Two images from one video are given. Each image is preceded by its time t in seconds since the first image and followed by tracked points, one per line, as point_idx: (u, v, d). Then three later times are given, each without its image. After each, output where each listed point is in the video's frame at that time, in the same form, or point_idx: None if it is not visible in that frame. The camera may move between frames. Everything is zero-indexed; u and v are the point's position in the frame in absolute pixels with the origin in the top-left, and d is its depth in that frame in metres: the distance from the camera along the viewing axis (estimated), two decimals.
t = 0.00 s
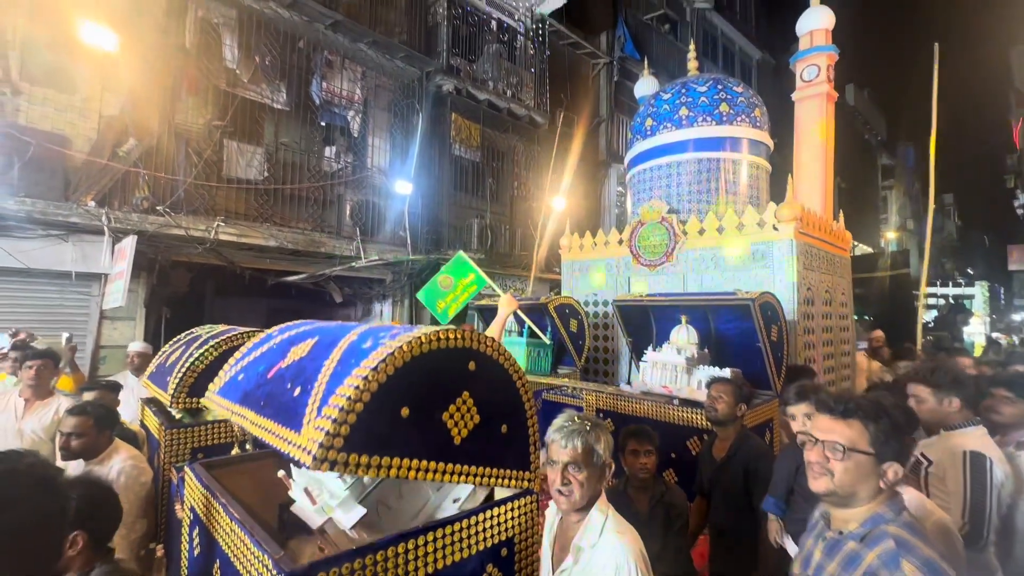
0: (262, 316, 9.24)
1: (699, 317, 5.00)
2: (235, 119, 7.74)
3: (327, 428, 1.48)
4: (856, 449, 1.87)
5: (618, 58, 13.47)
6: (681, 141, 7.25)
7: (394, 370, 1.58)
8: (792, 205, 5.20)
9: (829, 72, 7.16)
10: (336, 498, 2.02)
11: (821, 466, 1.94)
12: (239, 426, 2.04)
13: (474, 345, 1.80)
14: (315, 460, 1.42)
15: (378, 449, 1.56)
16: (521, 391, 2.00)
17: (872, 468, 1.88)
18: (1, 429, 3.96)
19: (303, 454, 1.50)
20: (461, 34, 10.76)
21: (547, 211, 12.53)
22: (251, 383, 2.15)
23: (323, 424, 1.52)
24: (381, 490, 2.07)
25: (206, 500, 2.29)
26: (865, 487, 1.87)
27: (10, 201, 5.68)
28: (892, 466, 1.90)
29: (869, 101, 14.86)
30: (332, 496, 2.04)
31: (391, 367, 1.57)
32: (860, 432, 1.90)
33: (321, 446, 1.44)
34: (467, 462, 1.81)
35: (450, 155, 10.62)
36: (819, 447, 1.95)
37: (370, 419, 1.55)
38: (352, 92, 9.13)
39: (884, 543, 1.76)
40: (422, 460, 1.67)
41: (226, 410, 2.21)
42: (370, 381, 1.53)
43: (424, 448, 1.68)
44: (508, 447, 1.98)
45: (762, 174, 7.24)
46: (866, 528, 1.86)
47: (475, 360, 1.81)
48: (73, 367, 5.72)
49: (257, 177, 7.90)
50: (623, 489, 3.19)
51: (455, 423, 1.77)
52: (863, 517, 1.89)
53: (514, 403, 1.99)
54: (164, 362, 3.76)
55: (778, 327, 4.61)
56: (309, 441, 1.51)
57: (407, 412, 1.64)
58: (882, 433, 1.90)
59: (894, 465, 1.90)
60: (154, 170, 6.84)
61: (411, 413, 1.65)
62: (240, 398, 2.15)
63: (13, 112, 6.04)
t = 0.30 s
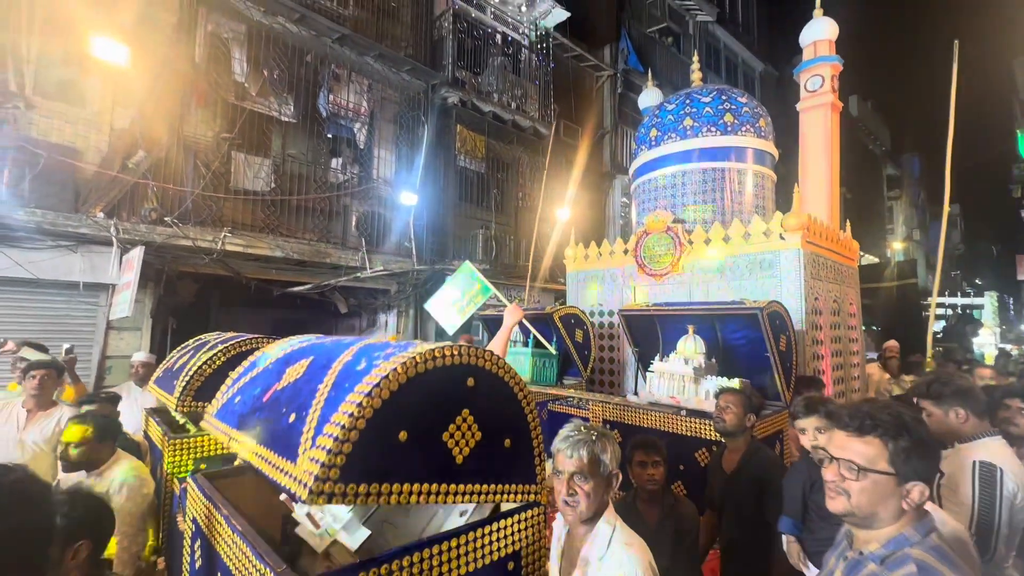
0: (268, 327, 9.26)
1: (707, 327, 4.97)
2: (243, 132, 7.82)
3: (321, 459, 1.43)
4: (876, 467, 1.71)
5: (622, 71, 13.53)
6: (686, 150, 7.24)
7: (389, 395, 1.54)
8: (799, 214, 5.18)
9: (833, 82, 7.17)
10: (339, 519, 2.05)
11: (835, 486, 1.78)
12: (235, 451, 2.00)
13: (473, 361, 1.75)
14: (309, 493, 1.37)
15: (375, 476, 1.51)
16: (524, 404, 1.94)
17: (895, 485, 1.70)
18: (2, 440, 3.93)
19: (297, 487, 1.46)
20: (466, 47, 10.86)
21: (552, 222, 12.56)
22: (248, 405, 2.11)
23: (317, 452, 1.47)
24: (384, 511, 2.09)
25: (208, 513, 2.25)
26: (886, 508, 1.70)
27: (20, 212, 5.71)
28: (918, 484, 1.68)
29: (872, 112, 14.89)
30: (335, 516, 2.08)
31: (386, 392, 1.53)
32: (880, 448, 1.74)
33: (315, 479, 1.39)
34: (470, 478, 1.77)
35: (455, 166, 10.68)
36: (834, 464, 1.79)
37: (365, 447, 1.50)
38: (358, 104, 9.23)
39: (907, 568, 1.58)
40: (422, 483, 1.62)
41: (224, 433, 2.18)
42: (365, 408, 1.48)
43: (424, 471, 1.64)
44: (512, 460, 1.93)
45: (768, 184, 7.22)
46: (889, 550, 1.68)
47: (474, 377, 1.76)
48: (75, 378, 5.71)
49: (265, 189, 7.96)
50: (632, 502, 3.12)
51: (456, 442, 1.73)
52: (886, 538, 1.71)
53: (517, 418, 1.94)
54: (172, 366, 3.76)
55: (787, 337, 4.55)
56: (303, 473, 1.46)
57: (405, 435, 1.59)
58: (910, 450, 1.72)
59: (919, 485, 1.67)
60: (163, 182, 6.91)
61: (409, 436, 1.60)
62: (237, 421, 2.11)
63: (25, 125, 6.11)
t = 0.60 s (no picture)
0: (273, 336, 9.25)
1: (715, 335, 4.92)
2: (250, 142, 7.89)
3: (322, 485, 1.40)
4: (904, 483, 1.62)
5: (625, 81, 13.55)
6: (692, 159, 7.23)
7: (390, 415, 1.51)
8: (807, 221, 5.14)
9: (839, 90, 7.16)
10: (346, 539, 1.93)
11: (858, 502, 1.69)
12: (236, 471, 1.97)
13: (475, 375, 1.73)
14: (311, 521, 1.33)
15: (378, 498, 1.48)
16: (530, 415, 1.91)
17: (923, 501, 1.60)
18: None
19: (297, 513, 1.42)
20: (471, 58, 10.95)
21: (556, 231, 12.55)
22: (248, 423, 2.09)
23: (317, 477, 1.44)
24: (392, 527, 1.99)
25: (212, 522, 2.22)
26: (914, 527, 1.60)
27: (28, 222, 5.74)
28: (950, 503, 1.58)
29: (877, 121, 14.87)
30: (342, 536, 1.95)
31: (387, 413, 1.50)
32: (907, 461, 1.65)
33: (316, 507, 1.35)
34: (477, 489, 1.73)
35: (460, 176, 10.70)
36: (859, 476, 1.71)
37: (367, 469, 1.46)
38: (364, 114, 9.32)
39: None
40: (426, 503, 1.59)
41: (225, 452, 2.15)
42: (365, 429, 1.45)
43: (429, 490, 1.61)
44: (519, 473, 1.89)
45: (774, 192, 7.19)
46: (917, 571, 1.57)
47: (477, 391, 1.73)
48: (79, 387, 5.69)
49: (271, 198, 8.01)
50: (642, 512, 3.06)
51: (461, 457, 1.69)
52: (915, 559, 1.60)
53: (524, 429, 1.91)
54: (179, 370, 3.74)
55: (798, 345, 4.49)
56: (304, 499, 1.43)
57: (407, 455, 1.55)
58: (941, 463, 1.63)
59: (952, 504, 1.57)
60: (171, 191, 6.97)
61: (411, 457, 1.57)
62: (237, 440, 2.08)
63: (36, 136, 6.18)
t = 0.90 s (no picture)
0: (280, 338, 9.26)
1: (726, 335, 4.85)
2: (258, 144, 7.92)
3: (326, 500, 1.36)
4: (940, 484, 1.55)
5: (632, 83, 13.57)
6: (701, 159, 7.17)
7: (395, 424, 1.46)
8: (819, 220, 5.07)
9: (849, 89, 7.09)
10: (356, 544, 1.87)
11: (890, 505, 1.64)
12: (241, 481, 1.94)
13: (482, 379, 1.68)
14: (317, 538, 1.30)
15: (386, 510, 1.44)
16: (540, 417, 1.86)
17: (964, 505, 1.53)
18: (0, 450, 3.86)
19: (303, 529, 1.38)
20: (477, 61, 10.96)
21: (563, 234, 12.51)
22: (252, 433, 2.06)
23: (322, 491, 1.40)
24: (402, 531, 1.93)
25: (220, 522, 2.20)
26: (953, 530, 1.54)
27: (39, 225, 5.78)
28: (991, 505, 1.50)
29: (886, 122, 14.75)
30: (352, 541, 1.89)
31: (392, 422, 1.45)
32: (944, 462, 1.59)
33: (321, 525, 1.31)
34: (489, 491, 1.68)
35: (467, 178, 10.67)
36: (892, 478, 1.66)
37: (373, 482, 1.42)
38: (371, 117, 9.35)
39: None
40: (435, 512, 1.55)
41: (229, 462, 2.12)
42: (368, 441, 1.40)
43: (438, 498, 1.56)
44: (530, 475, 1.85)
45: (784, 192, 7.12)
46: None
47: (484, 394, 1.68)
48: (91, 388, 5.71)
49: (279, 201, 8.03)
50: (657, 513, 3.01)
51: (470, 462, 1.65)
52: (951, 564, 1.54)
53: (535, 431, 1.86)
54: (192, 364, 3.74)
55: (811, 345, 4.42)
56: (309, 513, 1.39)
57: (415, 465, 1.51)
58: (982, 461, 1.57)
59: (991, 507, 1.49)
60: (180, 194, 6.98)
61: (418, 466, 1.52)
62: (242, 450, 2.05)
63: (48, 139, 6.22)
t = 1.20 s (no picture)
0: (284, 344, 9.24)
1: (736, 338, 4.78)
2: (263, 150, 7.96)
3: (328, 514, 1.30)
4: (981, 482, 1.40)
5: (635, 89, 13.58)
6: (707, 162, 7.13)
7: (398, 431, 1.40)
8: (829, 223, 4.99)
9: (856, 91, 7.04)
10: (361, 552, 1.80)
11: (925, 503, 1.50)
12: (241, 492, 1.88)
13: (488, 381, 1.61)
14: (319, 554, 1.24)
15: (391, 520, 1.38)
16: (548, 420, 1.80)
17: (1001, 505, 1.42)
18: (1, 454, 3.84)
19: (305, 545, 1.33)
20: (481, 67, 11.00)
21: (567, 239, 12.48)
22: (252, 441, 2.01)
23: (323, 504, 1.34)
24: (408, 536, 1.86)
25: (221, 526, 2.14)
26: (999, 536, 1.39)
27: (45, 230, 5.75)
28: None
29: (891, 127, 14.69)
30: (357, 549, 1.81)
31: (395, 427, 1.39)
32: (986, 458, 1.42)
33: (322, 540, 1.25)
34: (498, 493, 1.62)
35: (471, 184, 10.67)
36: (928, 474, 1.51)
37: (377, 492, 1.36)
38: (376, 123, 9.39)
39: None
40: (443, 521, 1.49)
41: (230, 472, 2.07)
42: (371, 450, 1.34)
43: (445, 506, 1.50)
44: (539, 478, 1.78)
45: (792, 195, 7.06)
46: None
47: (490, 396, 1.62)
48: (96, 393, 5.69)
49: (283, 207, 8.05)
50: (669, 518, 2.93)
51: (477, 467, 1.59)
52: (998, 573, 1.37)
53: (544, 435, 1.80)
54: (200, 363, 3.71)
55: (823, 348, 4.34)
56: (310, 528, 1.33)
57: (420, 472, 1.45)
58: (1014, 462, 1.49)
59: None
60: (185, 199, 6.98)
61: (424, 473, 1.47)
62: (243, 460, 2.00)
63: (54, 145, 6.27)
